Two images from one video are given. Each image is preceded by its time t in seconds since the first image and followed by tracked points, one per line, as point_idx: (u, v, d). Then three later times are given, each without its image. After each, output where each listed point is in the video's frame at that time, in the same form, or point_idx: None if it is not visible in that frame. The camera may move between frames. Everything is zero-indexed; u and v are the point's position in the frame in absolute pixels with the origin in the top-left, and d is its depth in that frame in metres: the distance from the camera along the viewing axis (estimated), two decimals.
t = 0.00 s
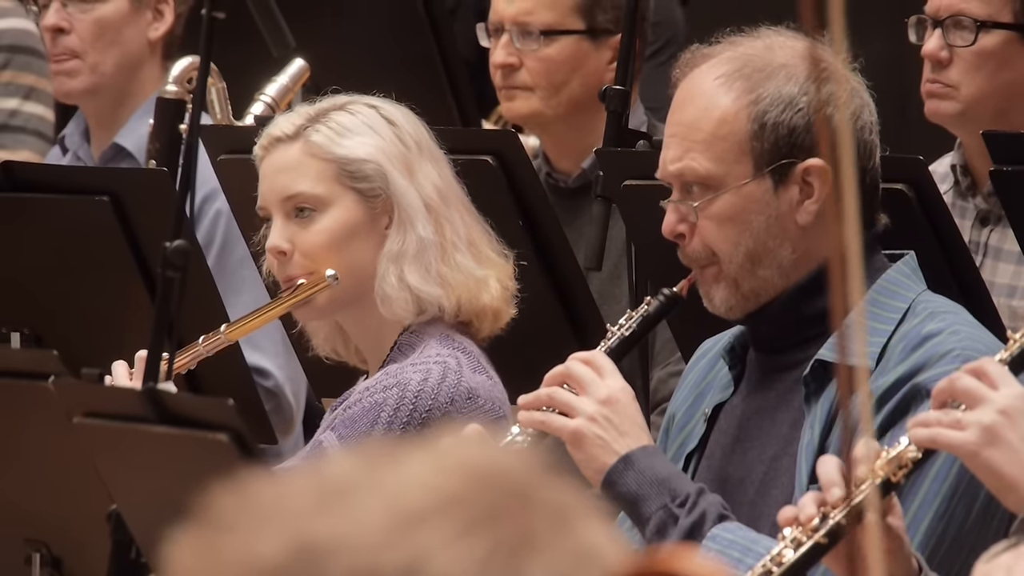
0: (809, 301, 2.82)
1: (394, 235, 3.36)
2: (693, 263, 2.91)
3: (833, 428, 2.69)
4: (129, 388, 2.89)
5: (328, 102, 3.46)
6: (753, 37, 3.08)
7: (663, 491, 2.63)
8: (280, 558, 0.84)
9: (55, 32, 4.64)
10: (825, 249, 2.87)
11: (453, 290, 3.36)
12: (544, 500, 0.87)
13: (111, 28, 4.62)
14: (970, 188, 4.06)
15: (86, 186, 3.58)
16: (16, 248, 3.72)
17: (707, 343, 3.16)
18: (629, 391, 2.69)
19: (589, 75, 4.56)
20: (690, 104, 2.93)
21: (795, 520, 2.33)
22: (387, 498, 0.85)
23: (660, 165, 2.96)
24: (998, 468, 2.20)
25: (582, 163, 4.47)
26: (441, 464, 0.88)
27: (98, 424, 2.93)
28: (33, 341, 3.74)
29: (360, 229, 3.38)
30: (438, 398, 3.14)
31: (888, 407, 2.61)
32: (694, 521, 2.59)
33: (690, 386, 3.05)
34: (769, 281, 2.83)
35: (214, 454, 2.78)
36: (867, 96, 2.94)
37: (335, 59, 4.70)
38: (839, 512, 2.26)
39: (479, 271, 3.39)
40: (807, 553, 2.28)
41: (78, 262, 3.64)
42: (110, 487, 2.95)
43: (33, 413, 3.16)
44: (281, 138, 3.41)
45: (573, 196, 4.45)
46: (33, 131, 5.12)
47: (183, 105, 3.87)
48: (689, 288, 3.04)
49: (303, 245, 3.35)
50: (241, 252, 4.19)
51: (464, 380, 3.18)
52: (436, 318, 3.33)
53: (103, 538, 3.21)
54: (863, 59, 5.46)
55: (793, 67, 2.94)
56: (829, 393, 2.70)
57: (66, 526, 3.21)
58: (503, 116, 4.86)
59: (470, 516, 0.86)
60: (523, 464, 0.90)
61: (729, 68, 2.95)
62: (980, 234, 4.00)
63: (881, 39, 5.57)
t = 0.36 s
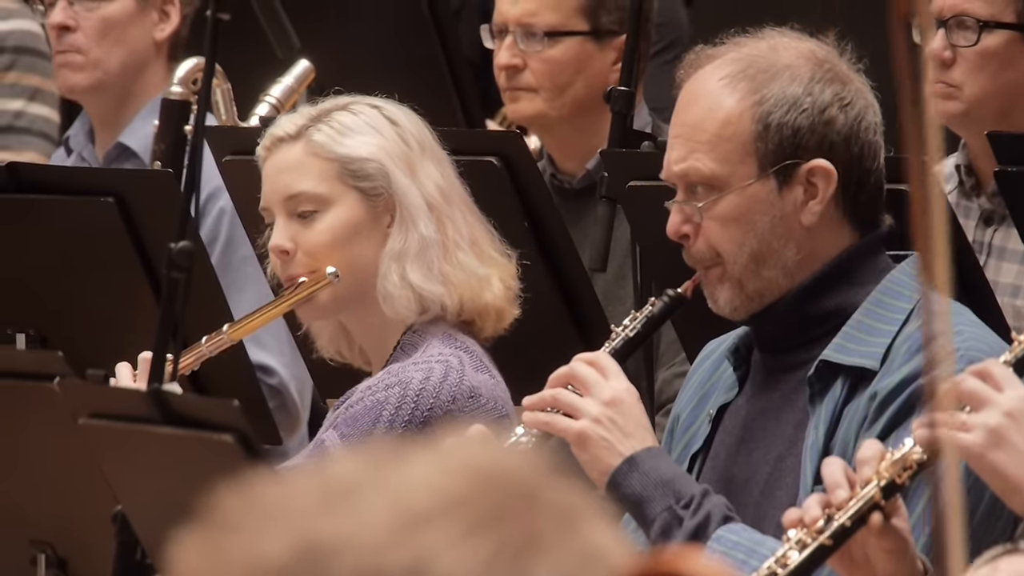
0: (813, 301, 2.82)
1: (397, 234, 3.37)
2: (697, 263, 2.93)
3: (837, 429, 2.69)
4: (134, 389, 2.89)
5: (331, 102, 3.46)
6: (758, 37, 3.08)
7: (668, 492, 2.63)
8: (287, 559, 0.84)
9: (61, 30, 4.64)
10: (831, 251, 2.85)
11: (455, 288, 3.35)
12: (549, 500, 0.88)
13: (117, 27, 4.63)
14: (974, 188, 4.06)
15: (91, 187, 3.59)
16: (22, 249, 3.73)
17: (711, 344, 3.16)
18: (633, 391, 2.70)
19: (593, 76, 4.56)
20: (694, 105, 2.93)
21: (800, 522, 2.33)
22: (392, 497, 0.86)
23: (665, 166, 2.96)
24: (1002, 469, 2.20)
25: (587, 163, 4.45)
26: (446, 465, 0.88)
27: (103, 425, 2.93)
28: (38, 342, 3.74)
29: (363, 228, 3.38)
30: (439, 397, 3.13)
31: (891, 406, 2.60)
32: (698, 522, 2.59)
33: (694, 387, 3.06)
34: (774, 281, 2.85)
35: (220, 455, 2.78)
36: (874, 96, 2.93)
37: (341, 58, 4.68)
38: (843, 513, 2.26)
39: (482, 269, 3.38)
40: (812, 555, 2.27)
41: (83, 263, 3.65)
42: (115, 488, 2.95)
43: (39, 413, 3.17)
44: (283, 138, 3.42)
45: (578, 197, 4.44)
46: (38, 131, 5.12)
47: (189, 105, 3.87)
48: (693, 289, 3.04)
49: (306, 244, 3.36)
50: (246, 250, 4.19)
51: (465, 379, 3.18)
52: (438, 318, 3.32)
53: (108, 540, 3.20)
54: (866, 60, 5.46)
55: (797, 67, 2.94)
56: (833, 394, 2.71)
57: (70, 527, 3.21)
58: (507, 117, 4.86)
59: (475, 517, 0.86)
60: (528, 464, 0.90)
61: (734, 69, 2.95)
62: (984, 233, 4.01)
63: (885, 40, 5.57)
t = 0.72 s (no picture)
0: (817, 302, 2.82)
1: (400, 233, 3.37)
2: (703, 264, 2.93)
3: (842, 429, 2.69)
4: (138, 390, 2.89)
5: (331, 103, 3.46)
6: (763, 37, 3.08)
7: (673, 493, 2.63)
8: (294, 557, 0.86)
9: (63, 31, 4.63)
10: (837, 251, 2.85)
11: (458, 287, 3.36)
12: (556, 501, 0.89)
13: (118, 28, 4.61)
14: (979, 187, 4.06)
15: (97, 187, 3.59)
16: (26, 248, 3.73)
17: (715, 346, 3.15)
18: (638, 392, 2.70)
19: (599, 76, 4.56)
20: (700, 106, 2.93)
21: (806, 522, 2.32)
22: (399, 498, 0.87)
23: (670, 166, 2.95)
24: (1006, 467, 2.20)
25: (592, 164, 4.46)
26: (454, 466, 0.90)
27: (107, 424, 2.93)
28: (43, 341, 3.75)
29: (367, 226, 3.38)
30: (440, 398, 3.13)
31: (897, 407, 2.60)
32: (703, 523, 2.59)
33: (699, 389, 3.06)
34: (779, 281, 2.84)
35: (225, 455, 2.78)
36: (878, 98, 2.94)
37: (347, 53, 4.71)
38: (849, 513, 2.25)
39: (483, 266, 3.40)
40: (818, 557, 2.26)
41: (88, 262, 3.65)
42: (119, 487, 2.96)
43: (44, 413, 3.17)
44: (282, 140, 3.40)
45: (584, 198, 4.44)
46: (43, 130, 5.12)
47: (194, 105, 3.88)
48: (699, 288, 3.04)
49: (309, 245, 3.34)
50: (248, 247, 4.19)
51: (466, 379, 3.18)
52: (441, 314, 3.34)
53: (112, 540, 3.20)
54: (871, 60, 5.46)
55: (802, 68, 2.94)
56: (837, 395, 2.71)
57: (73, 527, 3.21)
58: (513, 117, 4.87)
59: (482, 519, 0.88)
60: (536, 466, 0.92)
61: (739, 69, 2.95)
62: (988, 233, 4.01)
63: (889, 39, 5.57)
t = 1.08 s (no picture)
0: (821, 302, 2.82)
1: (400, 232, 3.37)
2: (708, 263, 2.93)
3: (847, 429, 2.69)
4: (143, 389, 2.89)
5: (331, 103, 3.46)
6: (769, 37, 3.08)
7: (678, 493, 2.64)
8: (298, 556, 0.86)
9: (64, 37, 4.62)
10: (842, 251, 2.86)
11: (459, 285, 3.36)
12: (559, 502, 0.90)
13: (120, 31, 4.61)
14: (983, 188, 4.06)
15: (100, 186, 3.59)
16: (31, 248, 3.73)
17: (721, 345, 3.15)
18: (643, 393, 2.69)
19: (604, 76, 4.56)
20: (705, 106, 2.93)
21: (809, 523, 2.32)
22: (403, 498, 0.87)
23: (675, 166, 2.95)
24: (1010, 468, 2.20)
25: (596, 164, 4.47)
26: (458, 466, 0.90)
27: (111, 423, 2.93)
28: (48, 340, 3.76)
29: (368, 226, 3.38)
30: (445, 398, 3.12)
31: (903, 408, 2.60)
32: (709, 523, 2.59)
33: (704, 389, 3.06)
34: (784, 280, 2.84)
35: (229, 454, 2.78)
36: (883, 98, 2.94)
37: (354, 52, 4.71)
38: (852, 516, 2.25)
39: (485, 265, 3.40)
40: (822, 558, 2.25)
41: (92, 261, 3.65)
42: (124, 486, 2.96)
43: (48, 412, 3.17)
44: (283, 141, 3.40)
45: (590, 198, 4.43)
46: (47, 129, 5.12)
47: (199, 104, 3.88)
48: (703, 288, 3.04)
49: (310, 246, 3.35)
50: (253, 248, 4.20)
51: (470, 379, 3.18)
52: (443, 314, 3.34)
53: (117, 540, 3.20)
54: (875, 60, 5.45)
55: (807, 68, 2.94)
56: (842, 395, 2.71)
57: (78, 527, 3.21)
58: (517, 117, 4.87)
59: (486, 519, 0.88)
60: (539, 465, 0.92)
61: (745, 69, 2.95)
62: (992, 234, 4.01)
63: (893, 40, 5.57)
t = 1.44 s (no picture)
0: (827, 302, 2.82)
1: (405, 231, 3.36)
2: (714, 263, 2.93)
3: (852, 429, 2.69)
4: (148, 389, 2.89)
5: (335, 103, 3.46)
6: (775, 37, 3.07)
7: (683, 492, 2.64)
8: (304, 555, 0.86)
9: (66, 37, 4.63)
10: (848, 251, 2.85)
11: (464, 284, 3.36)
12: (565, 501, 0.90)
13: (121, 31, 4.62)
14: (988, 189, 4.06)
15: (105, 186, 3.60)
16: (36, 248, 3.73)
17: (726, 344, 3.15)
18: (649, 392, 2.69)
19: (608, 77, 4.56)
20: (710, 105, 2.93)
21: (814, 525, 2.32)
22: (408, 498, 0.88)
23: (680, 165, 2.95)
24: (1014, 469, 2.20)
25: (601, 164, 4.47)
26: (463, 465, 0.90)
27: (116, 423, 2.93)
28: (53, 340, 3.75)
29: (373, 227, 3.37)
30: (448, 396, 3.13)
31: (907, 407, 2.59)
32: (713, 522, 2.59)
33: (709, 388, 3.06)
34: (789, 280, 2.84)
35: (235, 454, 2.79)
36: (889, 98, 2.93)
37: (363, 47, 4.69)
38: (857, 516, 2.25)
39: (490, 264, 3.40)
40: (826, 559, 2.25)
41: (97, 260, 3.65)
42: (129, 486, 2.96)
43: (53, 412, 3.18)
44: (287, 141, 3.41)
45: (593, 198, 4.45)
46: (52, 129, 5.13)
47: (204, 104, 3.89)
48: (709, 288, 3.04)
49: (315, 246, 3.34)
50: (256, 248, 4.21)
51: (473, 377, 3.18)
52: (448, 313, 3.34)
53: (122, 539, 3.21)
54: (879, 60, 5.45)
55: (813, 67, 2.94)
56: (847, 394, 2.71)
57: (83, 526, 3.22)
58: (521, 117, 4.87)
59: (491, 518, 0.88)
60: (545, 464, 0.92)
61: (751, 69, 2.95)
62: (997, 235, 4.01)
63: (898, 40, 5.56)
